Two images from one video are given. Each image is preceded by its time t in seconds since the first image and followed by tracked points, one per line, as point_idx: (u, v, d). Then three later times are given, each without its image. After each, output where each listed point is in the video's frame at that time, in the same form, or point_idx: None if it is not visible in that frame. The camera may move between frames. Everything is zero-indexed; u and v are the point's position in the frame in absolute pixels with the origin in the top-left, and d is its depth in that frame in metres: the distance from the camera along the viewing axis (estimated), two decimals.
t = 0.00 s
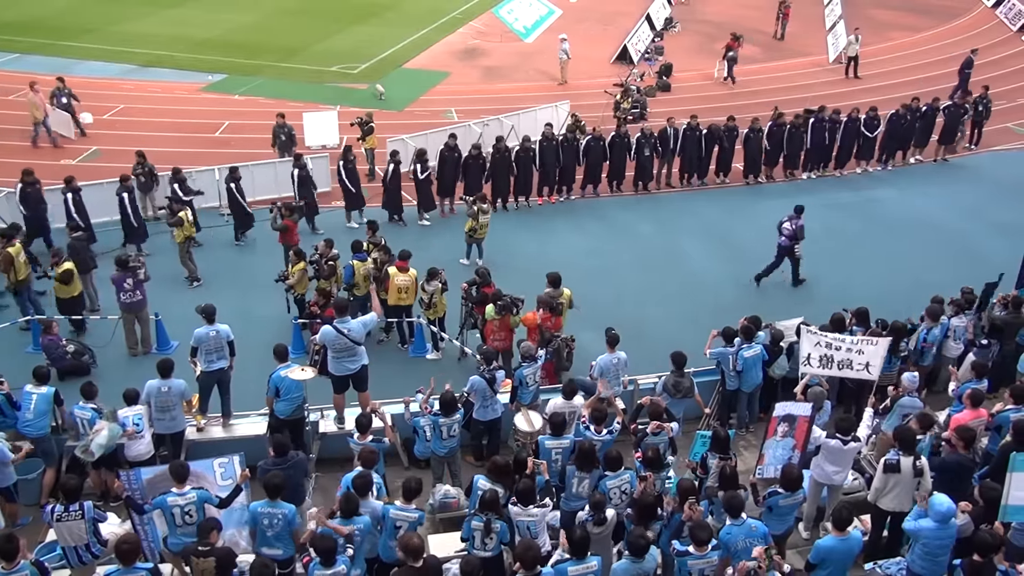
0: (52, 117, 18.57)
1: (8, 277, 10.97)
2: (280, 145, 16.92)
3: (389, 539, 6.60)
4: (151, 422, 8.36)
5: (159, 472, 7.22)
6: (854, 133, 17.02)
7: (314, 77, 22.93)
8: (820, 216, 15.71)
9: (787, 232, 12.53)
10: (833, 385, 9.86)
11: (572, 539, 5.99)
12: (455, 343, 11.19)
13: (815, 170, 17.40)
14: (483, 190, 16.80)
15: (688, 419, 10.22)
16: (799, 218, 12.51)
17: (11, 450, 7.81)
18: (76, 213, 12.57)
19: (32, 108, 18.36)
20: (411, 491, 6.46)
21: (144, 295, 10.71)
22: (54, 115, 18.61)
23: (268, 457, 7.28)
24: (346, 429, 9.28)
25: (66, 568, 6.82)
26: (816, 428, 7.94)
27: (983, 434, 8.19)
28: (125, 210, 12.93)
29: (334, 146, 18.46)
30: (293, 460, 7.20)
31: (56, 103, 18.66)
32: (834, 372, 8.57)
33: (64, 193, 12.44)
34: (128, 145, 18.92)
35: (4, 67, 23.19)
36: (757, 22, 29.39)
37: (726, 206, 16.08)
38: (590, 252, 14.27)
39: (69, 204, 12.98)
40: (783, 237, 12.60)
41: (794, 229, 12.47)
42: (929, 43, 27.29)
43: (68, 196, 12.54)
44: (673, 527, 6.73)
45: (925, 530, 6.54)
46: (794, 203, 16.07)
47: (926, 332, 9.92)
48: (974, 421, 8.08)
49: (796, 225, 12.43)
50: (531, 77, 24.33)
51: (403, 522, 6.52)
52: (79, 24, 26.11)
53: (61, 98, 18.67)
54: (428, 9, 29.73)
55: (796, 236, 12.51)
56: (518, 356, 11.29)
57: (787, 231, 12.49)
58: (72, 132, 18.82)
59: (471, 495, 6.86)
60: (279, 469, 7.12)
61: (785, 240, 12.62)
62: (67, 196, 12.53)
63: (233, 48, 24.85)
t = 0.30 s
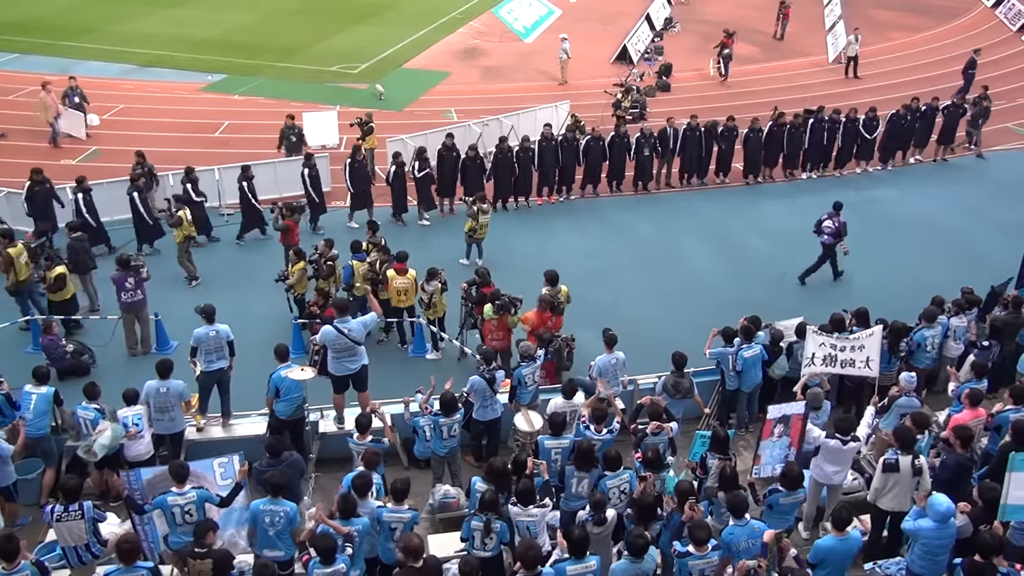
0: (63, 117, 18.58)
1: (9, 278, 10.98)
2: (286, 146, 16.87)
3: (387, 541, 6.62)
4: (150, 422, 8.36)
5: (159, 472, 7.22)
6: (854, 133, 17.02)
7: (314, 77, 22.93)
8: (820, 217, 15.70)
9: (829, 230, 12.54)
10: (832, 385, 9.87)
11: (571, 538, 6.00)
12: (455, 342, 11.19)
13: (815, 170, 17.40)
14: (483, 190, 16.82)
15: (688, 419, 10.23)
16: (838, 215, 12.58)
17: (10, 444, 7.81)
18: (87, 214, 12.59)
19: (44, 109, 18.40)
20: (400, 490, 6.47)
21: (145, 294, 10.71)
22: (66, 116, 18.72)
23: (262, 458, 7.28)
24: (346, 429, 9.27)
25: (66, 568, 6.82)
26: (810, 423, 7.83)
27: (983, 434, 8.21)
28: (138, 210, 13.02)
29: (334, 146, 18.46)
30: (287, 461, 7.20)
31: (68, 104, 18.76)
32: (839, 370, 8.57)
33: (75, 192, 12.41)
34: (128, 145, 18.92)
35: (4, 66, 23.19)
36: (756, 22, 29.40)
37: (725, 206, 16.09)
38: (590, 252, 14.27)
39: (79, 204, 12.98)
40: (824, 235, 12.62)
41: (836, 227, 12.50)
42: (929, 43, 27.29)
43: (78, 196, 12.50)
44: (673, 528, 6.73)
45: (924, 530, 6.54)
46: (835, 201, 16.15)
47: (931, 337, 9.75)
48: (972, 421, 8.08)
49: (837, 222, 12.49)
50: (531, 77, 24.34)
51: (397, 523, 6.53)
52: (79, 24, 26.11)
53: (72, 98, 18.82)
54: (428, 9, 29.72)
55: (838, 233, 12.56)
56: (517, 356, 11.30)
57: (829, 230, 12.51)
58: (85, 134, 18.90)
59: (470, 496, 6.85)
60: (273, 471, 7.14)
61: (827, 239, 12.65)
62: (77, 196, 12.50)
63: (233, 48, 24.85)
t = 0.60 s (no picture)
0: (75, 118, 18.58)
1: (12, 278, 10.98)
2: (296, 147, 16.66)
3: (384, 544, 6.60)
4: (149, 422, 8.36)
5: (159, 473, 7.19)
6: (854, 133, 17.01)
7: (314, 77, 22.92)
8: (820, 217, 15.69)
9: (866, 227, 12.63)
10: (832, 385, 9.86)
11: (570, 537, 5.99)
12: (455, 342, 11.19)
13: (815, 170, 17.41)
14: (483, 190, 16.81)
15: (688, 419, 10.23)
16: (875, 212, 12.64)
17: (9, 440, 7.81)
18: (99, 212, 12.91)
19: (54, 110, 18.31)
20: (392, 491, 6.47)
21: (146, 294, 10.71)
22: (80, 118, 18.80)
23: (259, 460, 7.28)
24: (346, 429, 9.27)
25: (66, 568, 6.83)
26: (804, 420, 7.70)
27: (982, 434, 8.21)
28: (151, 207, 13.36)
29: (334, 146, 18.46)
30: (283, 461, 7.21)
31: (81, 105, 18.81)
32: (843, 371, 8.49)
33: (88, 189, 12.79)
34: (128, 145, 18.91)
35: (4, 66, 23.18)
36: (756, 22, 29.41)
37: (725, 206, 16.09)
38: (591, 252, 14.27)
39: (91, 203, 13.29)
40: (863, 232, 12.70)
41: (873, 223, 12.58)
42: (929, 43, 27.29)
43: (91, 194, 12.86)
44: (673, 527, 6.73)
45: (924, 530, 6.54)
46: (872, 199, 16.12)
47: (929, 337, 9.63)
48: (971, 421, 8.07)
49: (875, 219, 12.56)
50: (531, 77, 24.33)
51: (390, 525, 6.52)
52: (80, 24, 26.10)
53: (84, 99, 18.84)
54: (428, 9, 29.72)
55: (875, 229, 12.64)
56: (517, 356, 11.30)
57: (867, 226, 12.60)
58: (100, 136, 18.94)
59: (469, 497, 6.85)
60: (270, 471, 7.13)
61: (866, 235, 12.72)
62: (90, 194, 12.84)
63: (233, 48, 24.84)
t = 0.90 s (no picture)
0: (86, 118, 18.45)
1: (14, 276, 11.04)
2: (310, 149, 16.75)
3: (384, 544, 6.60)
4: (149, 422, 8.36)
5: (159, 473, 7.24)
6: (854, 133, 17.01)
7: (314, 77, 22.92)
8: (819, 217, 15.69)
9: (900, 228, 12.86)
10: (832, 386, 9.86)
11: (570, 537, 5.99)
12: (455, 342, 11.19)
13: (815, 170, 17.42)
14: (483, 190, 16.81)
15: (688, 419, 10.23)
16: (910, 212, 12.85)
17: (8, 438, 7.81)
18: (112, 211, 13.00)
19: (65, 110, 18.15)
20: (392, 491, 6.47)
21: (146, 294, 10.71)
22: (97, 118, 18.76)
23: (258, 460, 7.29)
24: (346, 429, 9.27)
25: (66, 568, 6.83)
26: (802, 419, 7.70)
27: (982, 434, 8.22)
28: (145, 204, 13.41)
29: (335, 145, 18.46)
30: (281, 461, 7.20)
31: (93, 105, 18.70)
32: (840, 373, 8.49)
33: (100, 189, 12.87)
34: (127, 146, 18.91)
35: (3, 66, 23.17)
36: (756, 22, 29.41)
37: (725, 205, 16.09)
38: (591, 252, 14.27)
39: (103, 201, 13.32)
40: (897, 233, 12.92)
41: (907, 225, 12.82)
42: (929, 43, 27.30)
43: (103, 193, 12.96)
44: (673, 527, 6.73)
45: (925, 531, 6.53)
46: (895, 198, 16.22)
47: (938, 339, 9.59)
48: (971, 421, 8.08)
49: (910, 220, 12.76)
50: (530, 77, 24.33)
51: (390, 525, 6.52)
52: (79, 24, 26.09)
53: (98, 100, 18.75)
54: (428, 9, 29.71)
55: (911, 230, 12.85)
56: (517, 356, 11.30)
57: (902, 227, 12.82)
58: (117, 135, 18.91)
59: (467, 499, 6.84)
60: (270, 471, 7.14)
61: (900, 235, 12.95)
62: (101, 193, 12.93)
63: (233, 48, 24.84)
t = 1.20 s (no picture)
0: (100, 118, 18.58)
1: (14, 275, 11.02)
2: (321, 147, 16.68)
3: (386, 543, 6.60)
4: (149, 422, 8.36)
5: (158, 474, 7.27)
6: (854, 133, 17.00)
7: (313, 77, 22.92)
8: (818, 217, 15.69)
9: (933, 224, 12.82)
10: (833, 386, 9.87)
11: (570, 536, 5.99)
12: (455, 342, 11.18)
13: (815, 170, 17.42)
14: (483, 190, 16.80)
15: (688, 419, 10.24)
16: (941, 208, 12.87)
17: (8, 438, 7.82)
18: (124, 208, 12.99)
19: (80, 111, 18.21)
20: (394, 491, 6.46)
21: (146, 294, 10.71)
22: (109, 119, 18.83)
23: (259, 461, 7.27)
24: (346, 429, 9.27)
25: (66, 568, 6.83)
26: (799, 418, 7.67)
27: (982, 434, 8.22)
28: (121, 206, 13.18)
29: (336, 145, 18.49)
30: (282, 461, 7.18)
31: (107, 106, 18.84)
32: (838, 373, 8.49)
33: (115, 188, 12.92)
34: (127, 146, 18.91)
35: (3, 66, 23.17)
36: (756, 22, 29.42)
37: (725, 206, 16.09)
38: (591, 252, 14.27)
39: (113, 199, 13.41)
40: (930, 229, 12.87)
41: (940, 221, 12.80)
42: (929, 43, 27.30)
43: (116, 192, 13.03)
44: (674, 527, 6.74)
45: (926, 532, 6.53)
46: (895, 198, 16.21)
47: (949, 339, 9.62)
48: (972, 421, 8.07)
49: (943, 215, 12.77)
50: (530, 77, 24.33)
51: (394, 524, 6.52)
52: (79, 24, 26.09)
53: (110, 100, 18.81)
54: (428, 9, 29.70)
55: (943, 226, 12.84)
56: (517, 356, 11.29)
57: (934, 223, 12.80)
58: (129, 135, 18.98)
59: (465, 499, 6.83)
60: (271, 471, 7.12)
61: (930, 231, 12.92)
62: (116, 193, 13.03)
63: (232, 48, 24.84)
